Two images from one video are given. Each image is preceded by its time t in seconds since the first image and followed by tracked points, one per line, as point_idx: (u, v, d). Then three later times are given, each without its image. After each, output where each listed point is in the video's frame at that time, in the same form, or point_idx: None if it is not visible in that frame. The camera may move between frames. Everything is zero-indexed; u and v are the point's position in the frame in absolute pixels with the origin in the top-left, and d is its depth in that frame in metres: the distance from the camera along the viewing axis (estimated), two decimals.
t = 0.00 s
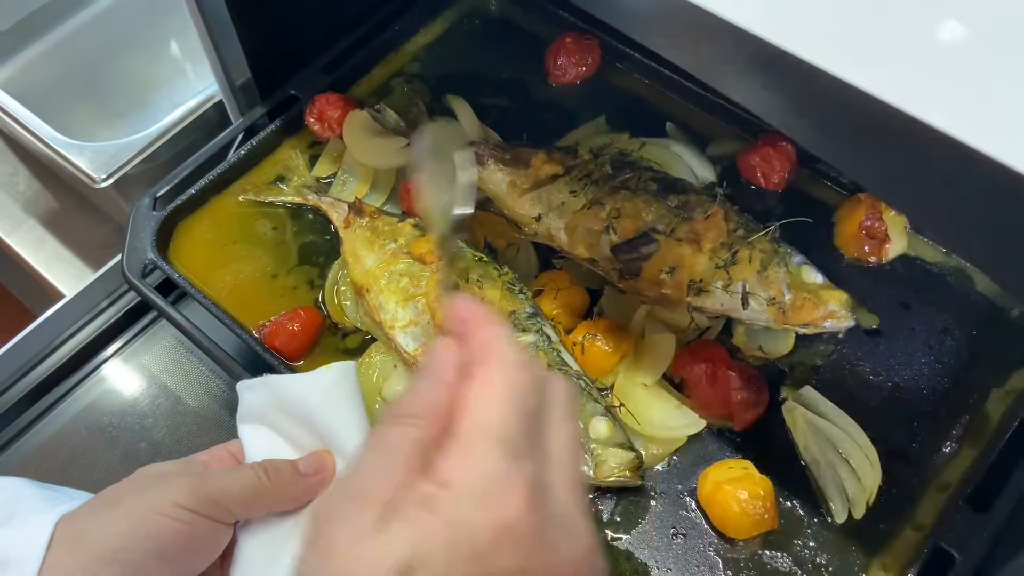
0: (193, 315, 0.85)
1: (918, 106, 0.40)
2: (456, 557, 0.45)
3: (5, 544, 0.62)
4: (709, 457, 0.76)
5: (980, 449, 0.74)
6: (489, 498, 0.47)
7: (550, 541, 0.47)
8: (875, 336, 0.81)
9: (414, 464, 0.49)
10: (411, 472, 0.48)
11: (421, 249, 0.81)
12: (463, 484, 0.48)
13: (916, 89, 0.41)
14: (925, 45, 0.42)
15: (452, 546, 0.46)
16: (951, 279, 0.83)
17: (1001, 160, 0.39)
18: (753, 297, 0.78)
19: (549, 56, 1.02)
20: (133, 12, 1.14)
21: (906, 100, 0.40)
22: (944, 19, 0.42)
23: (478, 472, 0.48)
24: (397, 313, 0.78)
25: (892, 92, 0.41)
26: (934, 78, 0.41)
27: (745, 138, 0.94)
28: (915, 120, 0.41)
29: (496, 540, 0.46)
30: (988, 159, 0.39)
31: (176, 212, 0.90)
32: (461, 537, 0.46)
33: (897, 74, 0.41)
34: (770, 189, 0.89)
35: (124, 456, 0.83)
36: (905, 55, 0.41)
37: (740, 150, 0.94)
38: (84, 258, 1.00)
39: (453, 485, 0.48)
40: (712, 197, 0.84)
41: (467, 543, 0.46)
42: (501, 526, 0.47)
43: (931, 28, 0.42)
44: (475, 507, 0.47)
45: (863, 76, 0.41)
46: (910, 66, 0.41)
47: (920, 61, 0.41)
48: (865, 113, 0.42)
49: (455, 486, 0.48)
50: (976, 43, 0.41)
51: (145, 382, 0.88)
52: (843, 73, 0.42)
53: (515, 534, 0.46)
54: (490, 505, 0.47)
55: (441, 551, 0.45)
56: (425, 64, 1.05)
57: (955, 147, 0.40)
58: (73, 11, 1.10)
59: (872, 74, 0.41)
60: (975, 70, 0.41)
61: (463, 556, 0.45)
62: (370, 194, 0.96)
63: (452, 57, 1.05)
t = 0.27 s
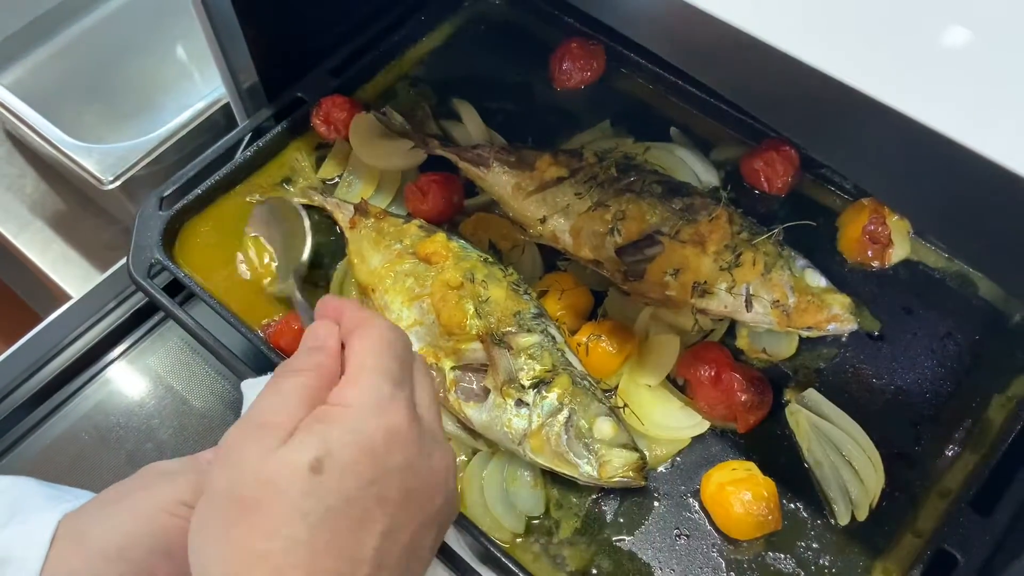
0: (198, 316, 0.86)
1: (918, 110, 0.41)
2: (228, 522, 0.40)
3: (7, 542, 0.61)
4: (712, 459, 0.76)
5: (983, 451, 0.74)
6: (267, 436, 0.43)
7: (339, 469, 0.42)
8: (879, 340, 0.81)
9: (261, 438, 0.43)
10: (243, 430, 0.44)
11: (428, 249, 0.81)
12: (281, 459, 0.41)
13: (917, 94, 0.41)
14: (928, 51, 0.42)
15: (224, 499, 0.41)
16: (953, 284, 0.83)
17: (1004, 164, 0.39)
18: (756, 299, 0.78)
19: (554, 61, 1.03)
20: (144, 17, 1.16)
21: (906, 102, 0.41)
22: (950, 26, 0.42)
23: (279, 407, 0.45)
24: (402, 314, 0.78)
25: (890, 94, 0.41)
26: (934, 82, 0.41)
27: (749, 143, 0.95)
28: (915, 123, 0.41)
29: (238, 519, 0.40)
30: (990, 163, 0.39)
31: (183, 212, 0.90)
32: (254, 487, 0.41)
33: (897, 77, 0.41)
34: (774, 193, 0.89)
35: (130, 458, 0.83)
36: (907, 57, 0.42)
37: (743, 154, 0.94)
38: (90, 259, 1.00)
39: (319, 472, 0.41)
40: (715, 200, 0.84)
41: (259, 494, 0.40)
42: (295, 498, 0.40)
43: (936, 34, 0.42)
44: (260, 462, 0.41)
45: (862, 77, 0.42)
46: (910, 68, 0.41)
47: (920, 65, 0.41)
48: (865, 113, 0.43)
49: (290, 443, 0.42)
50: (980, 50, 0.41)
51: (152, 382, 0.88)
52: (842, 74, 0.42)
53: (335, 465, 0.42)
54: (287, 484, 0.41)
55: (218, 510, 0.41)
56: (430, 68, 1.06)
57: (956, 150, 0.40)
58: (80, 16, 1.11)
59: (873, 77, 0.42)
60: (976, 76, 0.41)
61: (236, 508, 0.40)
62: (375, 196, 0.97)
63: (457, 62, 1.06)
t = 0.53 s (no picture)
0: (210, 318, 0.86)
1: (919, 109, 0.41)
2: (318, 494, 0.44)
3: (18, 541, 0.62)
4: (720, 461, 0.77)
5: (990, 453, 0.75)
6: (355, 426, 0.47)
7: (419, 492, 0.49)
8: (885, 342, 0.82)
9: (349, 427, 0.47)
10: (332, 419, 0.47)
11: (437, 251, 0.81)
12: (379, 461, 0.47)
13: (919, 94, 0.41)
14: (933, 52, 0.42)
15: (307, 463, 0.44)
16: (960, 286, 0.84)
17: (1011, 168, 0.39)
18: (764, 302, 0.79)
19: (561, 64, 1.03)
20: (154, 22, 1.17)
21: (907, 101, 0.41)
22: (955, 28, 0.42)
23: (358, 399, 0.49)
24: (411, 315, 0.79)
25: (891, 93, 0.41)
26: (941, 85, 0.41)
27: (755, 146, 0.95)
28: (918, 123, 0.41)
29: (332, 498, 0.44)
30: (998, 166, 0.39)
31: (192, 215, 0.90)
32: (350, 475, 0.45)
33: (899, 77, 0.42)
34: (781, 197, 0.90)
35: (140, 457, 0.84)
36: (909, 59, 0.42)
37: (749, 158, 0.95)
38: (100, 261, 1.01)
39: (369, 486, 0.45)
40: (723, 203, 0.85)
41: (353, 483, 0.45)
42: (383, 500, 0.46)
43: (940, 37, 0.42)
44: (356, 457, 0.46)
45: (863, 77, 0.42)
46: (912, 68, 0.42)
47: (923, 67, 0.42)
48: (870, 114, 0.43)
49: (378, 447, 0.48)
50: (985, 52, 0.42)
51: (161, 383, 0.89)
52: (842, 74, 0.42)
53: (419, 487, 0.49)
54: (383, 488, 0.46)
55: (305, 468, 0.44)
56: (438, 71, 1.06)
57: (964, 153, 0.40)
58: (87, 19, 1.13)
59: (871, 76, 0.42)
60: (980, 78, 0.41)
61: (328, 486, 0.44)
62: (383, 198, 0.97)
63: (465, 65, 1.07)
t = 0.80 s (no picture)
0: (213, 319, 0.88)
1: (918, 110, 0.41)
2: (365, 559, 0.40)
3: (26, 543, 0.63)
4: (723, 463, 0.77)
5: (994, 456, 0.75)
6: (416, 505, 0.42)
7: (490, 570, 0.43)
8: (889, 344, 0.82)
9: (412, 486, 0.43)
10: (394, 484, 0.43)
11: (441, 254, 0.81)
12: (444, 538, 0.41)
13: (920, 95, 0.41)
14: (934, 53, 0.42)
15: (358, 530, 0.41)
16: (964, 287, 0.83)
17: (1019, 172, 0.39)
18: (767, 304, 0.79)
19: (565, 65, 1.03)
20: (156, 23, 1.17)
21: (907, 102, 0.41)
22: (957, 29, 0.42)
23: (428, 443, 0.45)
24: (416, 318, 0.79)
25: (892, 94, 0.41)
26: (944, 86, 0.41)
27: (759, 147, 0.95)
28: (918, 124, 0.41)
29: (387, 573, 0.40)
30: (1006, 171, 0.39)
31: (197, 218, 0.91)
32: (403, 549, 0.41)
33: (901, 79, 0.42)
34: (785, 198, 0.90)
35: (145, 458, 0.85)
36: (910, 60, 0.42)
37: (753, 158, 0.95)
38: (105, 263, 1.02)
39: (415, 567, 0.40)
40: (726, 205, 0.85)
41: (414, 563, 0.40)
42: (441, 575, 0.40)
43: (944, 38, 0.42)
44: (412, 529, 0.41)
45: (864, 78, 0.42)
46: (913, 70, 0.42)
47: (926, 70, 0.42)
48: (872, 115, 0.43)
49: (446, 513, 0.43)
50: (989, 53, 0.41)
51: (165, 384, 0.89)
52: (842, 74, 0.42)
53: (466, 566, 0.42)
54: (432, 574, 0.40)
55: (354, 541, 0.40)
56: (442, 73, 1.07)
57: (972, 157, 0.40)
58: (92, 21, 1.13)
59: (871, 76, 0.42)
60: (983, 79, 0.41)
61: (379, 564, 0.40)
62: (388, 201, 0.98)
63: (468, 66, 1.07)
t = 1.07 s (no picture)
0: (212, 317, 0.87)
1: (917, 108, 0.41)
2: None
3: (25, 541, 0.63)
4: (721, 461, 0.77)
5: (993, 455, 0.75)
6: None
7: None
8: (888, 341, 0.82)
9: None
10: None
11: (439, 253, 0.82)
12: None
13: (920, 94, 0.41)
14: (933, 52, 0.42)
15: None
16: (963, 285, 0.83)
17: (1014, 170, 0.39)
18: (765, 302, 0.79)
19: (564, 62, 1.03)
20: (154, 22, 1.18)
21: (908, 101, 0.41)
22: (958, 27, 0.42)
23: (529, 549, 0.44)
24: (414, 317, 0.79)
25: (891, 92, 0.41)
26: (943, 83, 0.41)
27: (758, 145, 0.95)
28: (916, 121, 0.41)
29: None
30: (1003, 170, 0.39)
31: (195, 217, 0.91)
32: None
33: (899, 77, 0.42)
34: (784, 196, 0.90)
35: (143, 457, 0.85)
36: (908, 59, 0.42)
37: (752, 156, 0.95)
38: (104, 262, 1.01)
39: None
40: (725, 203, 0.84)
41: None
42: None
43: (945, 37, 0.42)
44: None
45: (863, 76, 0.42)
46: (912, 67, 0.42)
47: (926, 68, 0.41)
48: (870, 113, 0.43)
49: None
50: (991, 50, 0.41)
51: (164, 383, 0.89)
52: (840, 71, 0.42)
53: None
54: None
55: None
56: (440, 71, 1.06)
57: (968, 154, 0.40)
58: (90, 22, 1.14)
59: (869, 73, 0.42)
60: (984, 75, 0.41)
61: None
62: (386, 200, 0.97)
63: (467, 64, 1.07)
